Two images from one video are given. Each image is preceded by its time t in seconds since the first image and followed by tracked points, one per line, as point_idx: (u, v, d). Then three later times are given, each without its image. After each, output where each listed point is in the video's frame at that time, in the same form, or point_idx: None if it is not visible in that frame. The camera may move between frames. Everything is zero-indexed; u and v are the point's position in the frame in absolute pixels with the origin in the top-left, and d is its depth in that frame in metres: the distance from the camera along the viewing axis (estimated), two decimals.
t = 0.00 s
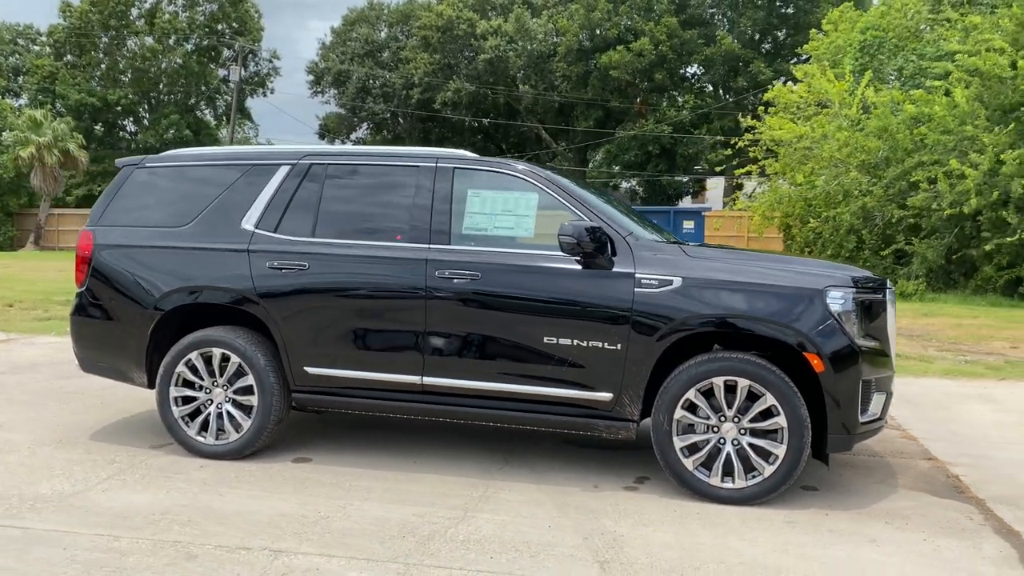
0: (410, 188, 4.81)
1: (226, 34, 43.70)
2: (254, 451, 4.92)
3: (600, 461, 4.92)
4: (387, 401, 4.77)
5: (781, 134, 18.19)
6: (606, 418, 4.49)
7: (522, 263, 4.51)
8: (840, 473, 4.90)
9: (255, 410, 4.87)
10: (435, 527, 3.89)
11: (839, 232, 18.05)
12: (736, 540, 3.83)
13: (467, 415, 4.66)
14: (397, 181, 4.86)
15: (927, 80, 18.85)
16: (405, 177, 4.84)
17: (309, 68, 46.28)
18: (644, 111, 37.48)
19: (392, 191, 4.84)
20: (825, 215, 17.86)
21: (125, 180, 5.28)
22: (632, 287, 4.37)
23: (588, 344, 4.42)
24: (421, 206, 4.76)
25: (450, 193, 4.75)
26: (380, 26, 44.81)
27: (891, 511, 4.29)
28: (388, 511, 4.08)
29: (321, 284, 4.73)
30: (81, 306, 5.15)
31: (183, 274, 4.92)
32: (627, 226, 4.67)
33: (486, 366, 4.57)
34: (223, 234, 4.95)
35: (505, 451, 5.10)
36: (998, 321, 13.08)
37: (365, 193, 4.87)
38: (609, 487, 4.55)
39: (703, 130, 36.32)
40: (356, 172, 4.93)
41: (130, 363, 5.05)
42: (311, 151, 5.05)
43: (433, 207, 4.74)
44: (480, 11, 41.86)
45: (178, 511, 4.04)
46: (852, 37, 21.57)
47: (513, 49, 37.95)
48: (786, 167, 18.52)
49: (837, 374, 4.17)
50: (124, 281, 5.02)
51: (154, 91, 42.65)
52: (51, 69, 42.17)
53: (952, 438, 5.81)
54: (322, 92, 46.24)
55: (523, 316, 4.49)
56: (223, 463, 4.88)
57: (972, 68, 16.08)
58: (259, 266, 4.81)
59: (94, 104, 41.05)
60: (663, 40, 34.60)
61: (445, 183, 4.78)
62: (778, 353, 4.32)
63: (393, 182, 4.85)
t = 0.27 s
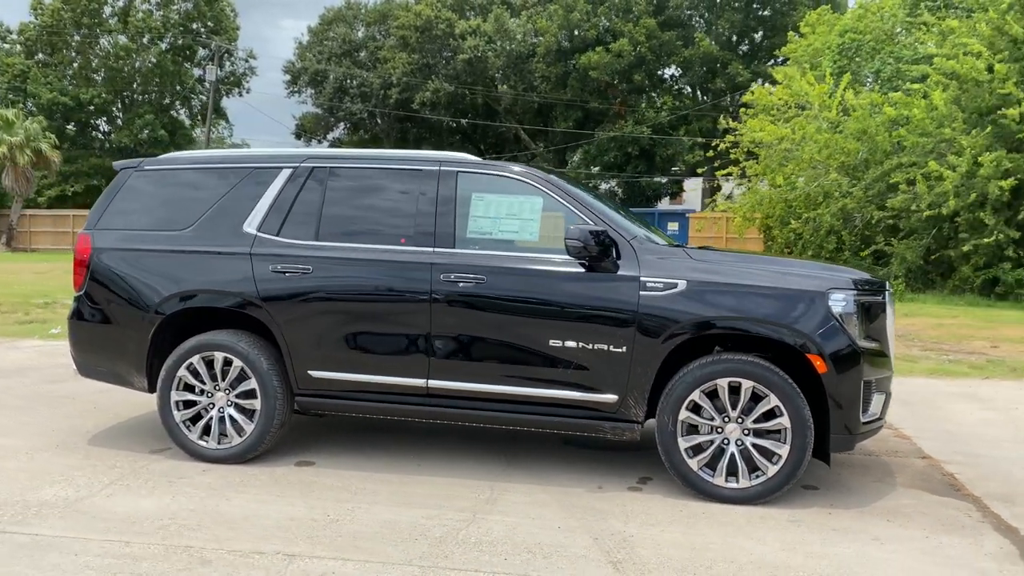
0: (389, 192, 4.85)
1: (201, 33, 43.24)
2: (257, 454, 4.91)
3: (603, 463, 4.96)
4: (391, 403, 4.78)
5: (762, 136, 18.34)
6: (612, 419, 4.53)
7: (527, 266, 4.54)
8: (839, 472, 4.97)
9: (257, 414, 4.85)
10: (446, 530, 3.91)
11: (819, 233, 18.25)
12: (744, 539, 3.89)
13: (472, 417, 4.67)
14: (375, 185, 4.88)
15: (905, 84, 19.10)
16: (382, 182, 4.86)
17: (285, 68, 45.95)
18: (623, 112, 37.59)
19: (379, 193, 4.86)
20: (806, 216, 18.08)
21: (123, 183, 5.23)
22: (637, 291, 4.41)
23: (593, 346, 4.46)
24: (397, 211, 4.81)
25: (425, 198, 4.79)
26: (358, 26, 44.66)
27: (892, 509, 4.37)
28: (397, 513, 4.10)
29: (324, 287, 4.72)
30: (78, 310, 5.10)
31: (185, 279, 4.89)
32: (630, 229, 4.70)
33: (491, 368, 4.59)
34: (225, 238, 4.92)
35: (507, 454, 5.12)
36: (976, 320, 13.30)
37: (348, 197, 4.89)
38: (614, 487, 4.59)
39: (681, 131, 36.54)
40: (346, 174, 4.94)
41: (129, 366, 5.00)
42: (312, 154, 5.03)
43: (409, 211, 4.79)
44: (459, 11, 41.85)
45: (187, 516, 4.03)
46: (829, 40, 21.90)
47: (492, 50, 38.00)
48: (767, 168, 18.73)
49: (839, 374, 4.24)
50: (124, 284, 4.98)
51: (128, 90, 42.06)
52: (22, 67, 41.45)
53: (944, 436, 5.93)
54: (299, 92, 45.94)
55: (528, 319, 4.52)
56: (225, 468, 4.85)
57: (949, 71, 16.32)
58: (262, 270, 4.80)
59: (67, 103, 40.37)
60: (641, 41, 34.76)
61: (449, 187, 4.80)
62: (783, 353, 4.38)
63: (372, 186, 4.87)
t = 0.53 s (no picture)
0: (392, 192, 4.86)
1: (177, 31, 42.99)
2: (260, 455, 4.89)
3: (607, 462, 4.99)
4: (396, 403, 4.78)
5: (744, 136, 18.49)
6: (617, 418, 4.56)
7: (532, 266, 4.56)
8: (837, 469, 5.05)
9: (260, 415, 4.84)
10: (457, 529, 3.92)
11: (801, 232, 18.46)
12: (752, 536, 3.94)
13: (477, 417, 4.69)
14: (360, 184, 4.91)
15: (884, 85, 19.32)
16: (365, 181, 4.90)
17: (263, 66, 45.62)
18: (603, 113, 37.68)
19: (382, 194, 4.86)
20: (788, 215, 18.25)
21: (123, 184, 5.20)
22: (642, 291, 4.45)
23: (599, 346, 4.49)
24: (381, 211, 4.84)
25: (407, 195, 4.85)
26: (337, 25, 44.50)
27: (892, 505, 4.45)
28: (406, 513, 4.11)
29: (328, 288, 4.72)
30: (78, 311, 5.06)
31: (188, 279, 4.87)
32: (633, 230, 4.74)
33: (497, 368, 4.61)
34: (229, 237, 4.90)
35: (510, 453, 5.15)
36: (956, 319, 13.53)
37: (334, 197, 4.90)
38: (618, 486, 4.63)
39: (660, 131, 36.71)
40: (349, 175, 4.94)
41: (129, 368, 4.98)
42: (315, 154, 5.02)
43: (392, 211, 4.83)
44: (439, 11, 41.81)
45: (195, 518, 4.01)
46: (808, 41, 22.13)
47: (473, 50, 38.00)
48: (749, 168, 18.90)
49: (842, 373, 4.31)
50: (124, 285, 4.95)
51: (103, 88, 41.53)
52: None
53: (935, 433, 6.03)
54: (278, 91, 45.64)
55: (533, 319, 4.54)
56: (228, 469, 4.84)
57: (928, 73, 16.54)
58: (265, 270, 4.78)
59: (41, 101, 39.79)
60: (621, 41, 34.88)
61: (453, 187, 4.81)
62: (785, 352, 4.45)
63: (357, 186, 4.90)
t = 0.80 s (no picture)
0: (395, 189, 4.83)
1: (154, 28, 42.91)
2: (262, 455, 4.85)
3: (611, 459, 5.00)
4: (400, 402, 4.76)
5: (727, 136, 18.61)
6: (623, 415, 4.57)
7: (538, 264, 4.56)
8: (838, 464, 5.09)
9: (263, 414, 4.79)
10: (468, 527, 3.91)
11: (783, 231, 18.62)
12: (762, 531, 3.96)
13: (482, 414, 4.68)
14: (347, 181, 4.88)
15: (864, 87, 19.54)
16: (350, 178, 4.88)
17: (242, 64, 45.26)
18: (584, 112, 37.74)
19: (386, 192, 4.83)
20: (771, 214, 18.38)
21: (121, 181, 5.13)
22: (649, 289, 4.46)
23: (606, 343, 4.50)
24: (371, 209, 4.81)
25: (404, 193, 4.82)
26: (316, 23, 44.27)
27: (896, 500, 4.49)
28: (416, 512, 4.09)
29: (332, 285, 4.68)
30: (76, 310, 4.98)
31: (189, 276, 4.81)
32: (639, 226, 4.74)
33: (503, 366, 4.60)
34: (231, 234, 4.85)
35: (513, 451, 5.14)
36: (938, 317, 13.68)
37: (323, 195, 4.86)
38: (624, 483, 4.64)
39: (641, 131, 36.83)
40: (352, 172, 4.90)
41: (129, 368, 4.92)
42: (317, 151, 4.98)
43: (381, 209, 4.80)
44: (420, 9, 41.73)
45: (202, 519, 3.96)
46: (789, 42, 22.33)
47: (454, 48, 37.97)
48: (732, 168, 19.05)
49: (848, 370, 4.34)
50: (123, 282, 4.88)
51: (78, 86, 40.93)
52: None
53: (929, 429, 6.09)
54: (257, 89, 45.31)
55: (539, 316, 4.54)
56: (230, 469, 4.80)
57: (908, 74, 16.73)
58: (267, 268, 4.74)
59: (14, 98, 39.14)
60: (602, 41, 34.93)
61: (457, 184, 4.78)
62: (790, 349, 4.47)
63: (347, 184, 4.87)
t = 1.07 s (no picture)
0: (400, 190, 4.80)
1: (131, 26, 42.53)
2: (265, 459, 4.80)
3: (617, 461, 4.99)
4: (406, 404, 4.72)
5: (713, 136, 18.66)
6: (631, 417, 4.56)
7: (546, 264, 4.54)
8: (841, 464, 5.11)
9: (267, 417, 4.74)
10: (480, 531, 3.88)
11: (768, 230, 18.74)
12: (774, 532, 3.97)
13: (489, 416, 4.65)
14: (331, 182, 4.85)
15: (848, 89, 19.66)
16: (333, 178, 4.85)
17: (222, 62, 44.88)
18: (568, 112, 37.68)
19: (391, 192, 4.80)
20: (757, 214, 18.46)
21: (120, 181, 5.05)
22: (658, 289, 4.45)
23: (614, 345, 4.49)
24: (369, 209, 4.78)
25: (408, 193, 4.79)
26: (297, 21, 44.01)
27: (902, 500, 4.52)
28: (426, 515, 4.06)
29: (337, 287, 4.64)
30: (76, 313, 4.91)
31: (192, 278, 4.75)
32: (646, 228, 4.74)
33: (510, 367, 4.58)
34: (234, 235, 4.79)
35: (518, 454, 5.12)
36: (923, 316, 13.79)
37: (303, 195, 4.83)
38: (631, 484, 4.63)
39: (624, 131, 36.86)
40: (356, 173, 4.86)
41: (130, 370, 4.85)
42: (320, 151, 4.93)
43: (378, 210, 4.77)
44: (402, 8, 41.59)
45: (210, 524, 3.91)
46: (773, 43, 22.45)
47: (438, 48, 37.88)
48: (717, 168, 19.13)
49: (855, 370, 4.36)
50: (123, 284, 4.82)
51: (55, 84, 40.33)
52: None
53: (927, 428, 6.15)
54: (237, 87, 44.97)
55: (547, 318, 4.52)
56: (233, 473, 4.74)
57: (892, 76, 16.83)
58: (271, 269, 4.68)
59: None
60: (586, 41, 34.91)
61: (463, 185, 4.75)
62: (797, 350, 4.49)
63: (329, 184, 4.84)
